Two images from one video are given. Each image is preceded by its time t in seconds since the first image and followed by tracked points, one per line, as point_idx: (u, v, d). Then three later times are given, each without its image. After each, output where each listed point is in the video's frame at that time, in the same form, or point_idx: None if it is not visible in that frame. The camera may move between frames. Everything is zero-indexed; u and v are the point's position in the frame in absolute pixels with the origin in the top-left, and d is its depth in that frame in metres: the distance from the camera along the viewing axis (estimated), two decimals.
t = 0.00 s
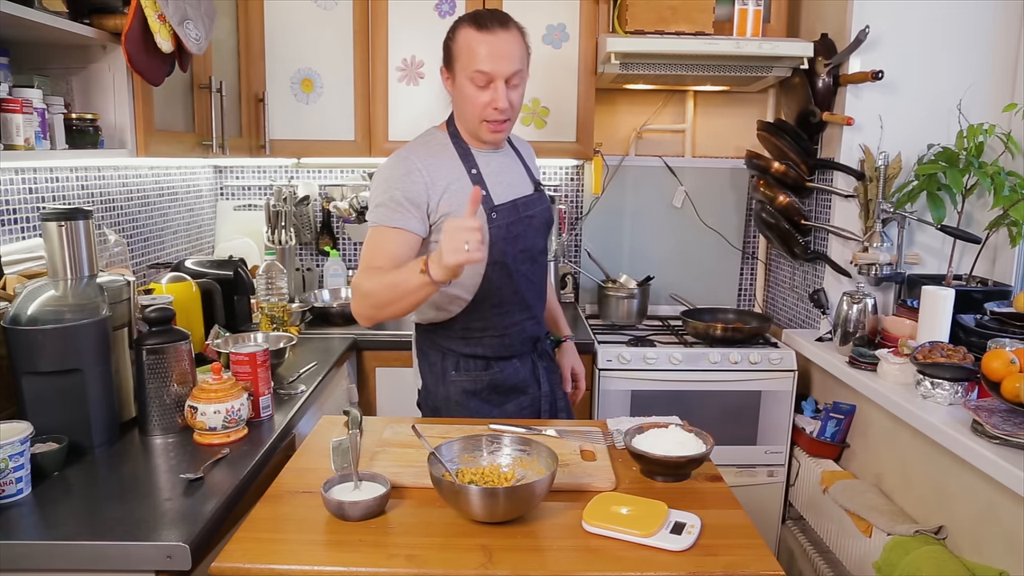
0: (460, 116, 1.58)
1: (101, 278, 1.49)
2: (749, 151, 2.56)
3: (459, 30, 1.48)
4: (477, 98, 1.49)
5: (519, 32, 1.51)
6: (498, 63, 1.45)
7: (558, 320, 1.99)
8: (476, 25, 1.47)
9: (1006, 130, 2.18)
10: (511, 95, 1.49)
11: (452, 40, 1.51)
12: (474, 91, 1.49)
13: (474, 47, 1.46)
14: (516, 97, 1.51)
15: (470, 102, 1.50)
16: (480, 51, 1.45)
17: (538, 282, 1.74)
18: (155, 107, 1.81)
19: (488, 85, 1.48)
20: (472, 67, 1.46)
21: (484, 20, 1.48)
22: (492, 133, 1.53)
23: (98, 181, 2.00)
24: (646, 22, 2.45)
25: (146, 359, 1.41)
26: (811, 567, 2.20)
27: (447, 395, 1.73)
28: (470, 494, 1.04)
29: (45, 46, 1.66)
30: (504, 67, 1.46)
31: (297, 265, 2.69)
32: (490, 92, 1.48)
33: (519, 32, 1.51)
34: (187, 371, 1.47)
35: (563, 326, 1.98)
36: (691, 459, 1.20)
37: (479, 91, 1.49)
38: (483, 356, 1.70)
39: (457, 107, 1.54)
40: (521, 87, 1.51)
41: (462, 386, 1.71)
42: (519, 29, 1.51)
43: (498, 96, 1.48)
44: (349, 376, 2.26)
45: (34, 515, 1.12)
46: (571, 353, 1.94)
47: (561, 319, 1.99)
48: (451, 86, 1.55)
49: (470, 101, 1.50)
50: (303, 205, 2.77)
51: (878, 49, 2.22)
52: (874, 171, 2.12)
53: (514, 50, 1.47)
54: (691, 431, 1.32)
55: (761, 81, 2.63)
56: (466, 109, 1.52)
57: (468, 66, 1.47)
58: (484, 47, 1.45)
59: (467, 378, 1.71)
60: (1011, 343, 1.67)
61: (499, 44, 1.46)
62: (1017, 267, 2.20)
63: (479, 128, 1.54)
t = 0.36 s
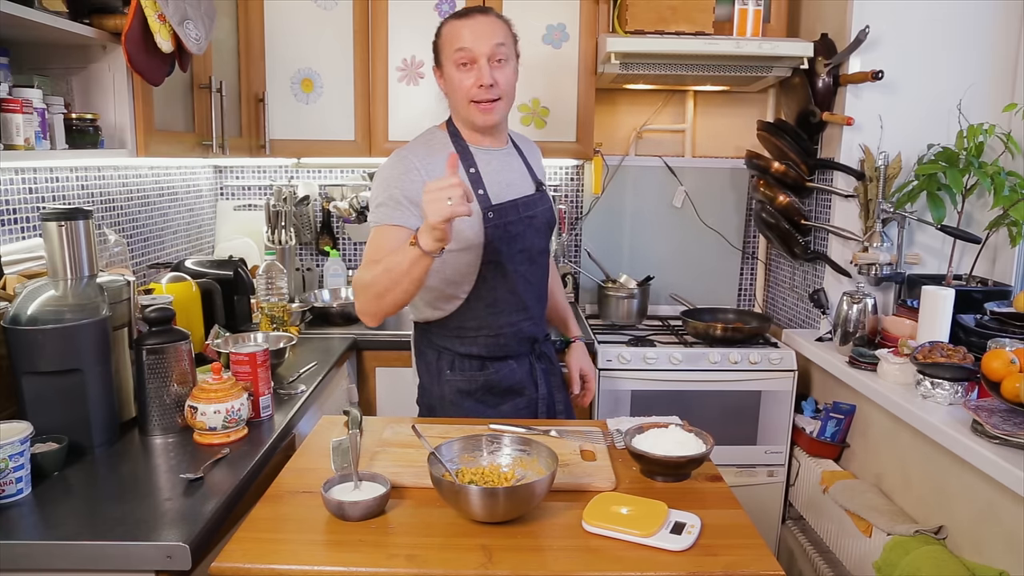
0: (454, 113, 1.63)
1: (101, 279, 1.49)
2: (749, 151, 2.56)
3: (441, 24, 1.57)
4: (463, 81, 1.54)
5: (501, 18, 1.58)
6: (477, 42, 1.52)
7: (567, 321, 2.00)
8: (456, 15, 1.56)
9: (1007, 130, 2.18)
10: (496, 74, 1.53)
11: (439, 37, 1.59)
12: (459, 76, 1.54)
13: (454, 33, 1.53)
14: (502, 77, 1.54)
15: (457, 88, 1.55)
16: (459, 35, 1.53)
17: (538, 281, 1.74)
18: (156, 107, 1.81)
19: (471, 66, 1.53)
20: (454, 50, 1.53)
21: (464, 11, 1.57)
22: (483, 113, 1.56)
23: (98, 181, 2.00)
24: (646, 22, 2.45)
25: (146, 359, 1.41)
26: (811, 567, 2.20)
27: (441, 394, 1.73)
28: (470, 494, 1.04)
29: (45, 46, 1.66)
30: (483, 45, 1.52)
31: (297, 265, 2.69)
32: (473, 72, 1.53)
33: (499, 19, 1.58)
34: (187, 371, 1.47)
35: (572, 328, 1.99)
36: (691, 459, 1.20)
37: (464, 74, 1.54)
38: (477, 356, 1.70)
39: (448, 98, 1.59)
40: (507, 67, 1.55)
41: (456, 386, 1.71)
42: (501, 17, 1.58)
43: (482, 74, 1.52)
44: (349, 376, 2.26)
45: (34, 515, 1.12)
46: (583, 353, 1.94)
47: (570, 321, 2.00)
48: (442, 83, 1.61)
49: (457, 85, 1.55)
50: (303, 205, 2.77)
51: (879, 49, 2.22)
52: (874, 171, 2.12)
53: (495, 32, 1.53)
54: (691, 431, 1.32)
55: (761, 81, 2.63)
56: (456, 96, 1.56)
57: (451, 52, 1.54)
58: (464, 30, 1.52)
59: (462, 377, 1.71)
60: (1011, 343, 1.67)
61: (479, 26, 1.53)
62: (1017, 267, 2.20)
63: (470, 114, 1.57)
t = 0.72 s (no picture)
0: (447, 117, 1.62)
1: (101, 278, 1.49)
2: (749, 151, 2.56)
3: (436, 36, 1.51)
4: (457, 101, 1.52)
5: (499, 29, 1.51)
6: (472, 65, 1.47)
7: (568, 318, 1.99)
8: (450, 28, 1.49)
9: (1006, 130, 2.18)
10: (491, 95, 1.51)
11: (432, 42, 1.53)
12: (453, 93, 1.52)
13: (448, 52, 1.48)
14: (497, 96, 1.52)
15: (451, 104, 1.54)
16: (453, 55, 1.47)
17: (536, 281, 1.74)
18: (155, 107, 1.81)
19: (466, 87, 1.50)
20: (449, 69, 1.49)
21: (458, 21, 1.49)
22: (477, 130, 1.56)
23: (98, 181, 2.00)
24: (646, 22, 2.44)
25: (146, 359, 1.41)
26: (811, 567, 2.20)
27: (439, 393, 1.73)
28: (470, 494, 1.04)
29: (45, 46, 1.66)
30: (480, 69, 1.47)
31: (297, 265, 2.69)
32: (468, 94, 1.51)
33: (496, 28, 1.51)
34: (187, 371, 1.47)
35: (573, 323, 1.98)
36: (691, 459, 1.20)
37: (458, 93, 1.52)
38: (474, 355, 1.70)
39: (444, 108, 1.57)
40: (502, 85, 1.52)
41: (454, 384, 1.71)
42: (499, 26, 1.51)
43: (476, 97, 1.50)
44: (349, 376, 2.26)
45: (34, 515, 1.12)
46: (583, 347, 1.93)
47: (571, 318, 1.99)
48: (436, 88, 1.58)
49: (452, 103, 1.53)
50: (303, 205, 2.77)
51: (879, 49, 2.22)
52: (874, 171, 2.12)
53: (490, 50, 1.47)
54: (691, 431, 1.32)
55: (761, 81, 2.63)
56: (451, 110, 1.55)
57: (445, 69, 1.50)
58: (459, 50, 1.47)
59: (460, 376, 1.71)
60: (1011, 343, 1.67)
61: (475, 45, 1.47)
62: (1017, 267, 2.20)
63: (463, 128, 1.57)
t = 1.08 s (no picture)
0: (455, 122, 1.57)
1: (101, 279, 1.49)
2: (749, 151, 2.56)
3: (455, 40, 1.47)
4: (478, 109, 1.48)
5: (514, 35, 1.50)
6: (498, 73, 1.45)
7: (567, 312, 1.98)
8: (473, 33, 1.46)
9: (1007, 130, 2.18)
10: (511, 102, 1.49)
11: (448, 46, 1.49)
12: (474, 100, 1.48)
13: (472, 58, 1.45)
14: (514, 103, 1.51)
15: (470, 111, 1.49)
16: (478, 62, 1.44)
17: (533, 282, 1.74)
18: (155, 107, 1.81)
19: (488, 94, 1.47)
20: (472, 77, 1.45)
21: (480, 26, 1.46)
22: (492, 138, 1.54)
23: (98, 181, 2.00)
24: (646, 22, 2.44)
25: (147, 359, 1.41)
26: (811, 567, 2.20)
27: (436, 393, 1.74)
28: (470, 494, 1.04)
29: (45, 46, 1.66)
30: (504, 76, 1.45)
31: (297, 265, 2.69)
32: (490, 101, 1.47)
33: (514, 36, 1.50)
34: (187, 371, 1.47)
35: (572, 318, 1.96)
36: (691, 459, 1.20)
37: (478, 100, 1.48)
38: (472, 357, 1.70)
39: (456, 113, 1.53)
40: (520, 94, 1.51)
41: (452, 385, 1.71)
42: (516, 34, 1.50)
43: (499, 105, 1.47)
44: (349, 376, 2.27)
45: (34, 515, 1.12)
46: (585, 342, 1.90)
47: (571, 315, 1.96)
48: (447, 92, 1.53)
49: (471, 109, 1.49)
50: (303, 205, 2.77)
51: (879, 49, 2.22)
52: (874, 171, 2.12)
53: (513, 59, 1.46)
54: (691, 431, 1.32)
55: (761, 81, 2.63)
56: (466, 116, 1.51)
57: (466, 76, 1.46)
58: (483, 57, 1.44)
59: (456, 377, 1.71)
60: (1011, 343, 1.67)
61: (498, 52, 1.45)
62: (1017, 267, 2.20)
63: (477, 134, 1.54)
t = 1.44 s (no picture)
0: (474, 119, 1.57)
1: (101, 279, 1.49)
2: (749, 151, 2.56)
3: (482, 36, 1.46)
4: (502, 106, 1.48)
5: (536, 36, 1.50)
6: (523, 70, 1.44)
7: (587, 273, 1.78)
8: (499, 30, 1.46)
9: (1007, 130, 2.18)
10: (534, 101, 1.50)
11: (472, 43, 1.48)
12: (498, 98, 1.47)
13: (499, 55, 1.44)
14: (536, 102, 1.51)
15: (494, 107, 1.49)
16: (504, 59, 1.44)
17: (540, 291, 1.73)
18: (155, 107, 1.81)
19: (513, 92, 1.47)
20: (497, 74, 1.45)
21: (506, 24, 1.46)
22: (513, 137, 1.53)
23: (98, 181, 2.00)
24: (646, 22, 2.44)
25: (147, 359, 1.41)
26: (811, 567, 2.20)
27: (434, 391, 1.75)
28: (470, 494, 1.04)
29: (45, 46, 1.66)
30: (529, 74, 1.45)
31: (297, 265, 2.70)
32: (515, 98, 1.47)
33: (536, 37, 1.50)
34: (187, 371, 1.47)
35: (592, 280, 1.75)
36: (691, 459, 1.20)
37: (503, 98, 1.48)
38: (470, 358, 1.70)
39: (477, 111, 1.52)
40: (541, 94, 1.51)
41: (446, 383, 1.72)
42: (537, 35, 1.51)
43: (524, 104, 1.47)
44: (349, 376, 2.27)
45: (35, 515, 1.12)
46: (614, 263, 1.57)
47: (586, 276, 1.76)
48: (469, 88, 1.52)
49: (495, 107, 1.49)
50: (303, 205, 2.77)
51: (879, 49, 2.22)
52: (874, 171, 2.12)
53: (537, 57, 1.47)
54: (691, 431, 1.32)
55: (761, 81, 2.63)
56: (489, 114, 1.50)
57: (492, 73, 1.45)
58: (508, 55, 1.44)
59: (453, 377, 1.72)
60: (1011, 343, 1.67)
61: (522, 50, 1.45)
62: (1017, 267, 2.20)
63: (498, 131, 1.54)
